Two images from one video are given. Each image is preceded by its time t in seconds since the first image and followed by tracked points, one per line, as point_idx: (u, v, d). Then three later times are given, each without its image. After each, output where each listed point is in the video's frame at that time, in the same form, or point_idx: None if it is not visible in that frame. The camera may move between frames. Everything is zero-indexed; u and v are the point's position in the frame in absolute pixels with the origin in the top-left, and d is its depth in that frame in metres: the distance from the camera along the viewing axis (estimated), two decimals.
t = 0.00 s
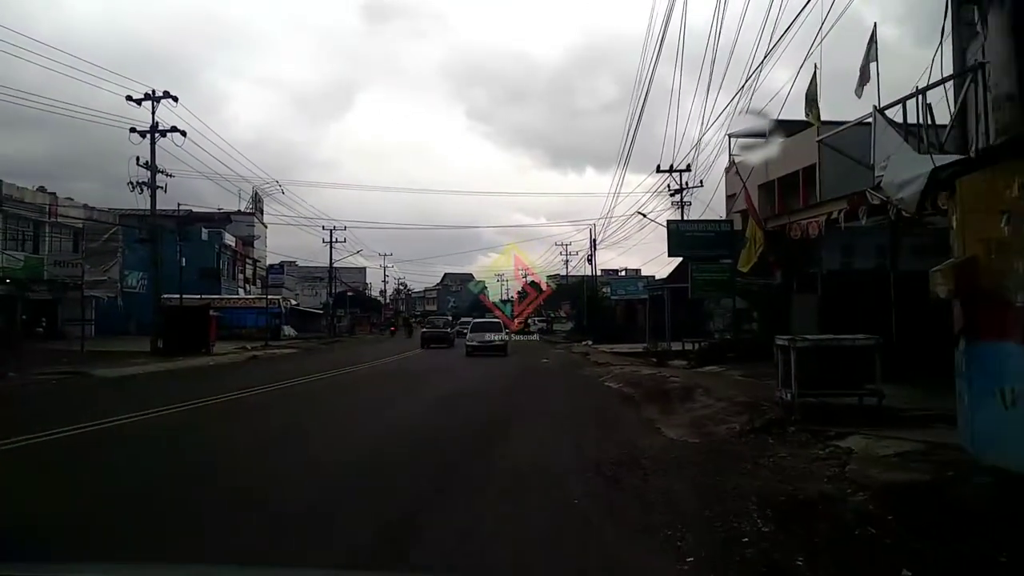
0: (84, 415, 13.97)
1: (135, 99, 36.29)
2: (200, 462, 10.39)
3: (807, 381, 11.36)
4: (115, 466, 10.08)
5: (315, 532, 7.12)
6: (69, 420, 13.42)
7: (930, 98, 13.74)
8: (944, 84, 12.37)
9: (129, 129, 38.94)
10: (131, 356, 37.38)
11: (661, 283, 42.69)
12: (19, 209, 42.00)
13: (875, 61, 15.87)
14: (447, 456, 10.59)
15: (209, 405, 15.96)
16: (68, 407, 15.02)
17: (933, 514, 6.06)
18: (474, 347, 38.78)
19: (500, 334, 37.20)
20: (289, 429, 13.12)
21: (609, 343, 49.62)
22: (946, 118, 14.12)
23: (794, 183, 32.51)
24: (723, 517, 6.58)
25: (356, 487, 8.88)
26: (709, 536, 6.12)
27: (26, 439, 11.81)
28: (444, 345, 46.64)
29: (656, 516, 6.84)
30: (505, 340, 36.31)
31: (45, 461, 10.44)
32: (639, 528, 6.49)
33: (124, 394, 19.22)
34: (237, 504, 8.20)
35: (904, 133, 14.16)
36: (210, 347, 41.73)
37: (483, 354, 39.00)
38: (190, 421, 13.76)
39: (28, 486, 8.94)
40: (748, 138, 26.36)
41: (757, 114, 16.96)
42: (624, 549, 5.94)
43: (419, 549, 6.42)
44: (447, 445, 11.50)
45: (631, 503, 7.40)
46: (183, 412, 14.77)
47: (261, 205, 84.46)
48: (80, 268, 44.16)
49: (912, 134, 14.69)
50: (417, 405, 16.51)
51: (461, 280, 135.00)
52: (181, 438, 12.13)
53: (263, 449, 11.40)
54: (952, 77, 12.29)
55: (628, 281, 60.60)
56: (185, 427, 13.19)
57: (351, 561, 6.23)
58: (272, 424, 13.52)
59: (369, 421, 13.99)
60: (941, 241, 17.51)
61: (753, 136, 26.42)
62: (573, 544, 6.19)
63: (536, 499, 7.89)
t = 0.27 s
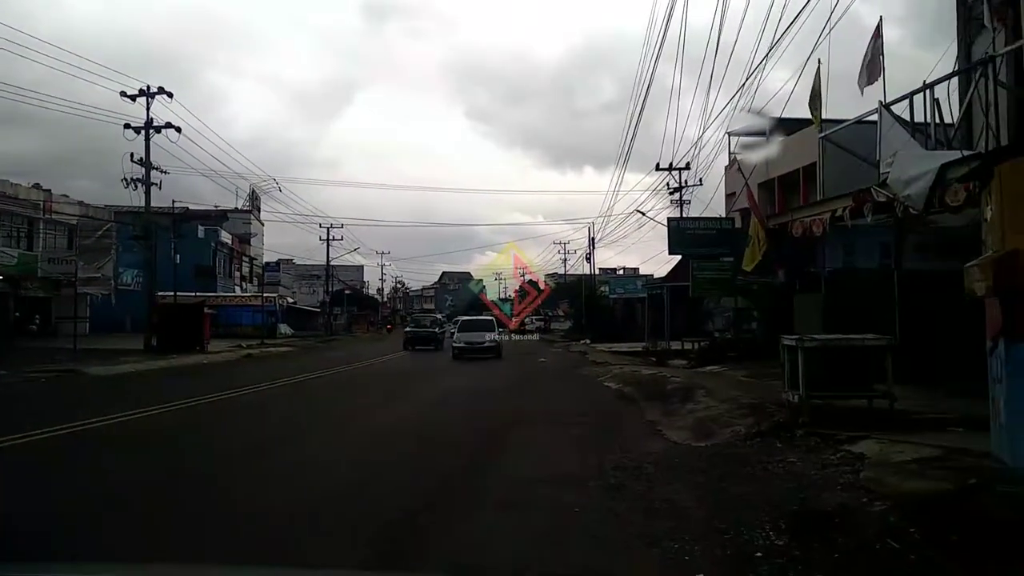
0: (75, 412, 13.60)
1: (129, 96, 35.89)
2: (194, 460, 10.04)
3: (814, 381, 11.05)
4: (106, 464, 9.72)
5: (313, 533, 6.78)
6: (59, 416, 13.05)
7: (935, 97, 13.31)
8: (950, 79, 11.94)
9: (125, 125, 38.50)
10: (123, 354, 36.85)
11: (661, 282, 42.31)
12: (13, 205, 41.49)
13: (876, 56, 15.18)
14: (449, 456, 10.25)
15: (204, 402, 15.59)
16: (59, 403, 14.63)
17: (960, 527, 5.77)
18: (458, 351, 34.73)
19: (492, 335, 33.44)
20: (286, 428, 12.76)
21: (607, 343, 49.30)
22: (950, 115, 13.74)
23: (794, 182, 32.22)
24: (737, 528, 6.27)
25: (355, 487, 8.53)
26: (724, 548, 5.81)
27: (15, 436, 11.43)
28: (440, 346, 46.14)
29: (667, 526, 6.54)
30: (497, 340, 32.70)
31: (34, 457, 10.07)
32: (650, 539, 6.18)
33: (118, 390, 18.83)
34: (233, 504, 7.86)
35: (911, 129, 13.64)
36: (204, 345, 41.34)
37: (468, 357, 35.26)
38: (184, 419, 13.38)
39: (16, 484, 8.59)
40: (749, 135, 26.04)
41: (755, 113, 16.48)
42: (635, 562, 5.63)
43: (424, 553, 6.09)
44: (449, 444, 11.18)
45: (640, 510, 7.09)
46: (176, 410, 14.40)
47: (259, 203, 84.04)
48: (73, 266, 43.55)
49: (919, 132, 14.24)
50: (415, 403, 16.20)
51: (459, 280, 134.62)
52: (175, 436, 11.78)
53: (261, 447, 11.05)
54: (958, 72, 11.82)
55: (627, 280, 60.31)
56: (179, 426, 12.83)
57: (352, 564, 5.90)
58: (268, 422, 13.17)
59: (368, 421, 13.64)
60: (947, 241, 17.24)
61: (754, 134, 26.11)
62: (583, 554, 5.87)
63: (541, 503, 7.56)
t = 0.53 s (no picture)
0: (71, 412, 13.45)
1: (127, 95, 35.76)
2: (191, 460, 9.90)
3: (817, 382, 10.92)
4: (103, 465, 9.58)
5: (313, 533, 6.65)
6: (55, 416, 12.90)
7: (937, 97, 13.19)
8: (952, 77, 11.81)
9: (122, 125, 38.32)
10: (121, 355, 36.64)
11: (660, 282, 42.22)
12: (10, 204, 41.29)
13: (877, 55, 15.05)
14: (450, 456, 10.12)
15: (203, 402, 15.44)
16: (56, 403, 14.48)
17: (970, 531, 5.65)
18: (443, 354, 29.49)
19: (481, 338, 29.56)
20: (285, 428, 12.62)
21: (607, 343, 49.14)
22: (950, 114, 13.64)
23: (794, 182, 32.10)
24: (742, 532, 6.15)
25: (355, 487, 8.39)
26: (729, 553, 5.69)
27: (10, 436, 11.29)
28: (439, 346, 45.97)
29: (671, 529, 6.42)
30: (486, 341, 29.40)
31: (30, 457, 9.94)
32: (654, 542, 6.05)
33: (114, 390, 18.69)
34: (230, 504, 7.73)
35: (913, 129, 13.54)
36: (202, 345, 41.13)
37: (446, 366, 28.85)
38: (182, 420, 13.23)
39: (12, 484, 8.46)
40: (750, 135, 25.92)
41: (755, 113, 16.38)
42: (638, 566, 5.51)
43: (425, 553, 5.96)
44: (449, 444, 11.07)
45: (642, 513, 6.96)
46: (174, 410, 14.26)
47: (258, 203, 83.86)
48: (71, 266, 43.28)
49: (921, 131, 14.12)
50: (413, 403, 16.09)
51: (458, 280, 134.47)
52: (173, 436, 11.64)
53: (259, 447, 10.93)
54: (961, 70, 11.70)
55: (627, 280, 60.16)
56: (176, 426, 12.70)
57: (351, 565, 5.76)
58: (267, 422, 13.03)
59: (367, 421, 13.50)
60: (950, 240, 17.11)
61: (755, 133, 25.99)
62: (586, 557, 5.75)
63: (543, 504, 7.44)
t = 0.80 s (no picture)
0: (76, 414, 13.52)
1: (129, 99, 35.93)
2: (195, 463, 9.95)
3: (818, 383, 10.93)
4: (108, 466, 9.63)
5: (314, 533, 6.68)
6: (59, 419, 12.94)
7: (937, 98, 13.25)
8: (951, 80, 11.84)
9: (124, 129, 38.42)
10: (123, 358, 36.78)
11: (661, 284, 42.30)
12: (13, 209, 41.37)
13: (876, 57, 15.08)
14: (451, 457, 10.14)
15: (206, 405, 15.48)
16: (59, 406, 14.53)
17: (970, 533, 5.66)
18: (417, 364, 23.99)
19: (460, 347, 23.65)
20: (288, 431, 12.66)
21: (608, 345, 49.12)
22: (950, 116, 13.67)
23: (795, 184, 32.12)
24: (743, 534, 6.16)
25: (356, 488, 8.43)
26: (730, 555, 5.71)
27: (14, 438, 11.34)
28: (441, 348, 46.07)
29: (672, 531, 6.43)
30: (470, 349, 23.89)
31: (33, 460, 9.98)
32: (655, 544, 6.07)
33: (117, 393, 18.78)
34: (233, 505, 7.77)
35: (913, 130, 13.58)
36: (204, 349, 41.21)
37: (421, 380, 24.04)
38: (185, 422, 13.27)
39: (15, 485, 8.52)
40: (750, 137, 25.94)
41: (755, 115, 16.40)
42: (637, 566, 5.55)
43: (425, 554, 5.99)
44: (450, 446, 11.11)
45: (644, 515, 6.98)
46: (177, 412, 14.30)
47: (259, 206, 84.05)
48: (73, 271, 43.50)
49: (921, 133, 14.14)
50: (414, 405, 16.15)
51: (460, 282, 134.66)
52: (177, 438, 11.69)
53: (261, 449, 10.97)
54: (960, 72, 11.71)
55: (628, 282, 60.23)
56: (180, 428, 12.72)
57: (352, 565, 5.79)
58: (270, 425, 13.08)
59: (370, 423, 13.53)
60: (951, 242, 17.12)
61: (755, 135, 26.01)
62: (587, 559, 5.77)
63: (546, 506, 7.47)
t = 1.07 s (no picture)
0: (76, 414, 13.51)
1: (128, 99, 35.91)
2: (195, 462, 9.95)
3: (818, 383, 10.93)
4: (108, 465, 9.63)
5: (313, 533, 6.68)
6: (59, 418, 12.94)
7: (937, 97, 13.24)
8: (951, 79, 11.83)
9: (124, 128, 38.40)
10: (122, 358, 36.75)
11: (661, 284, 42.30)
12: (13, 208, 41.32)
13: (877, 56, 15.07)
14: (450, 457, 10.14)
15: (206, 405, 15.49)
16: (59, 406, 14.52)
17: (971, 533, 5.66)
18: (379, 376, 19.92)
19: (428, 355, 19.45)
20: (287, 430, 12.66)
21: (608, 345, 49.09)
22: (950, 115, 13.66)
23: (795, 183, 32.12)
24: (743, 534, 6.16)
25: (355, 487, 8.44)
26: (731, 555, 5.70)
27: (14, 437, 11.34)
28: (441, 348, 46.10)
29: (671, 531, 6.42)
30: (439, 356, 19.63)
31: (33, 459, 9.98)
32: (655, 544, 6.07)
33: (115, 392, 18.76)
34: (233, 505, 7.76)
35: (913, 129, 13.58)
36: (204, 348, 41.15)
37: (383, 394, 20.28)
38: (184, 421, 13.27)
39: (14, 485, 8.51)
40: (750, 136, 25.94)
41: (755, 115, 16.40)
42: (638, 566, 5.55)
43: (424, 553, 5.99)
44: (450, 446, 11.10)
45: (644, 515, 6.97)
46: (176, 412, 14.31)
47: (259, 206, 84.02)
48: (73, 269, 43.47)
49: (921, 133, 14.12)
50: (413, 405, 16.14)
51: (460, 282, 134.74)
52: (177, 438, 11.71)
53: (260, 449, 10.96)
54: (960, 72, 11.70)
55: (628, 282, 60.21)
56: (180, 427, 12.74)
57: (351, 564, 5.79)
58: (269, 424, 13.08)
59: (369, 423, 13.52)
60: (951, 242, 17.12)
61: (755, 135, 25.99)
62: (587, 559, 5.76)
63: (545, 506, 7.46)
